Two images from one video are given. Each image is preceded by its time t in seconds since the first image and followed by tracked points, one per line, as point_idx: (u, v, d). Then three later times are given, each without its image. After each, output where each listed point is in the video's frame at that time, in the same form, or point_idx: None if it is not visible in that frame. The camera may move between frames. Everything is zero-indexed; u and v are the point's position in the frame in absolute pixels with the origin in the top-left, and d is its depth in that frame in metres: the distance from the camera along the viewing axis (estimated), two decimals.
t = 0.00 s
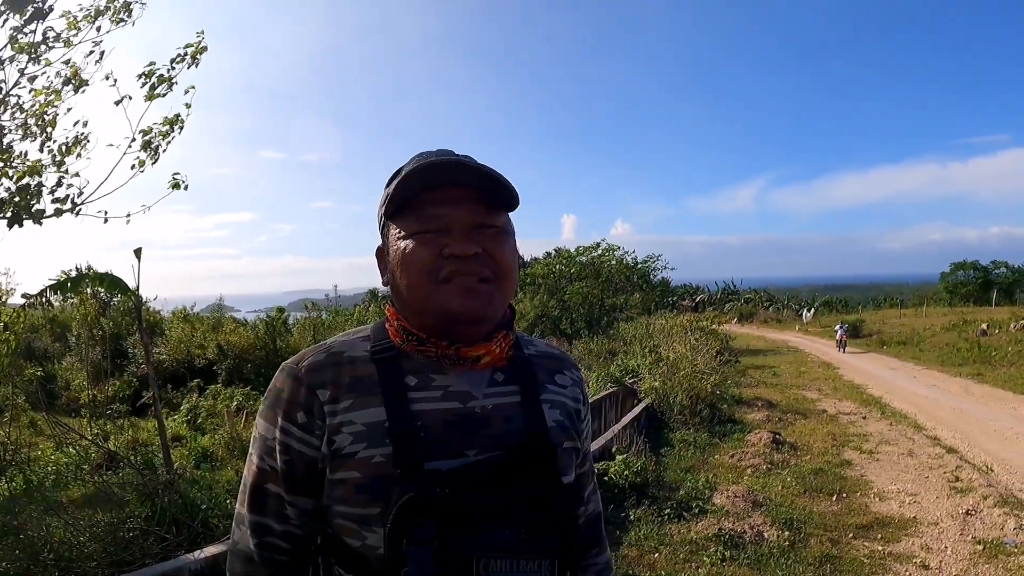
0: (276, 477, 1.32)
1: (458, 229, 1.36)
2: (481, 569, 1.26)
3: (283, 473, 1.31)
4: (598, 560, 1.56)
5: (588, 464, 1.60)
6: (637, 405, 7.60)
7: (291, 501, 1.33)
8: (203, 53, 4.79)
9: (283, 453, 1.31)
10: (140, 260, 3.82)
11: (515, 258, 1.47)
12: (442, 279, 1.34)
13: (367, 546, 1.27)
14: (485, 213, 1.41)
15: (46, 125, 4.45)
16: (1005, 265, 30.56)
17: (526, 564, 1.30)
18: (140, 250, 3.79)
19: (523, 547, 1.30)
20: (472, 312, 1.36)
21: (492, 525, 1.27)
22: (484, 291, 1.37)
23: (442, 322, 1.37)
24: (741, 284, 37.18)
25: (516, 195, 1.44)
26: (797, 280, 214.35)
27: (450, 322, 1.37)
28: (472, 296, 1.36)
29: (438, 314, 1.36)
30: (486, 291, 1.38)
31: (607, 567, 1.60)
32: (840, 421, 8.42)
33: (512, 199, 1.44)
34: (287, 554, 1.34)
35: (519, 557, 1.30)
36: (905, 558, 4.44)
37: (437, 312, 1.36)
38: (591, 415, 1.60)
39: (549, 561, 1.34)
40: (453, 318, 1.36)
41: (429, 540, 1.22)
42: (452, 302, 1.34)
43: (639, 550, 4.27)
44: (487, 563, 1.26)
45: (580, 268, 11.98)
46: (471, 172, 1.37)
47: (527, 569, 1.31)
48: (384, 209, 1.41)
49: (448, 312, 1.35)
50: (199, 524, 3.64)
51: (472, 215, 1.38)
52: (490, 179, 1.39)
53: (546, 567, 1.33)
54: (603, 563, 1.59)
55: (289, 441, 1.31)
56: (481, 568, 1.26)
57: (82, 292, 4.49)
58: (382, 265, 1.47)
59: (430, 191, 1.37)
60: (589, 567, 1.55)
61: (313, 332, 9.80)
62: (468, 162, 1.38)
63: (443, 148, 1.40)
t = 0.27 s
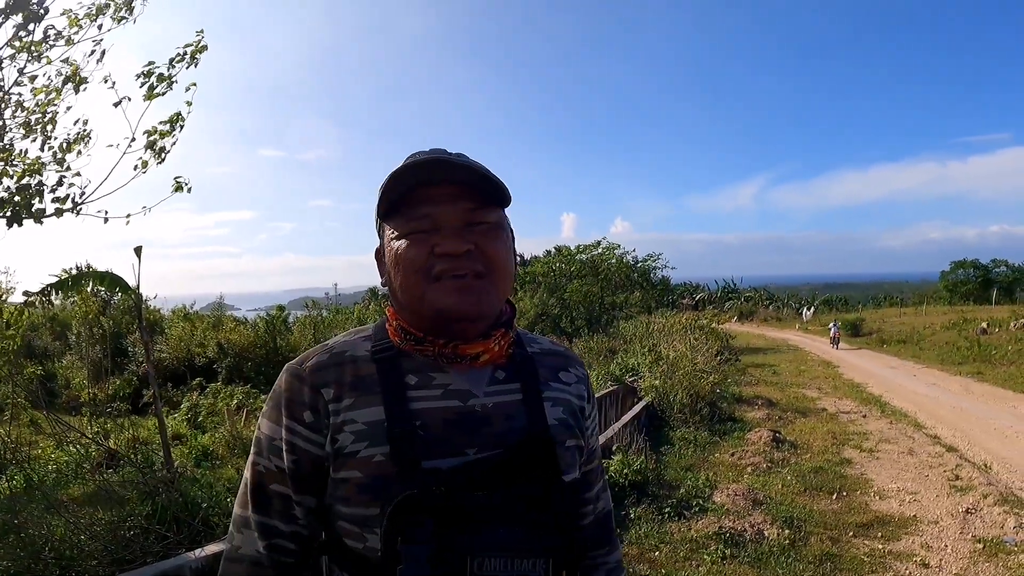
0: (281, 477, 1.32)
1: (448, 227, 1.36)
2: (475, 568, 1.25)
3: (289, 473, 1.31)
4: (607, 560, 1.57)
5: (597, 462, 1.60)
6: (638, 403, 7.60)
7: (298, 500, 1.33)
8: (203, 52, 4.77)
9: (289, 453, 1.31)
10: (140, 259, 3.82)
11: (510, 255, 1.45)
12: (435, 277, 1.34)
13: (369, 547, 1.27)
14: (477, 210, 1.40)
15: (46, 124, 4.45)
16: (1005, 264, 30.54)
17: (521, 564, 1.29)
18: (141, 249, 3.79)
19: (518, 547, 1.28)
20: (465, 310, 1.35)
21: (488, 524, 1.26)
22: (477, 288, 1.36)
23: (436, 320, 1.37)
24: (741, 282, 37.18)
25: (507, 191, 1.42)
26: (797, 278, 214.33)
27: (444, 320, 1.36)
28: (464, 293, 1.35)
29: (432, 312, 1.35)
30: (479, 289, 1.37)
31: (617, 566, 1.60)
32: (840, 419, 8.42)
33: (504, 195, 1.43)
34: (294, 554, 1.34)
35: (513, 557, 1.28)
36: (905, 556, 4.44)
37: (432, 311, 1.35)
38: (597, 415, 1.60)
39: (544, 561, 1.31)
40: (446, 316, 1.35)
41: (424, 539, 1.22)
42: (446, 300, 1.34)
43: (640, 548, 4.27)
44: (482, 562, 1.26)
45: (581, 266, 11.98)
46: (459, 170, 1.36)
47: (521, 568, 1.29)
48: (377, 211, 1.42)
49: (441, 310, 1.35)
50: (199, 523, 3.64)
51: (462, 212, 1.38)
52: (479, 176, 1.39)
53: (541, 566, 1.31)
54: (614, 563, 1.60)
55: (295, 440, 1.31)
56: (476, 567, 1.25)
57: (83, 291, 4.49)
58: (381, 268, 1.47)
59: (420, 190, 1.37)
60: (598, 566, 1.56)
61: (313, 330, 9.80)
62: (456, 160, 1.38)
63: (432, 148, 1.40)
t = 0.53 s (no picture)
0: (277, 472, 1.33)
1: (441, 228, 1.35)
2: (463, 562, 1.22)
3: (284, 467, 1.32)
4: (614, 558, 1.57)
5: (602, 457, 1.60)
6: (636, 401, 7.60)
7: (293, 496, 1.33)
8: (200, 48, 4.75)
9: (284, 448, 1.32)
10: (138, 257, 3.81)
11: (504, 256, 1.45)
12: (428, 277, 1.34)
13: (364, 542, 1.27)
14: (471, 210, 1.39)
15: (43, 122, 4.43)
16: (1003, 263, 30.58)
17: (508, 557, 1.24)
18: (138, 247, 3.78)
19: (505, 540, 1.24)
20: (457, 310, 1.35)
21: (476, 517, 1.24)
22: (469, 289, 1.36)
23: (429, 319, 1.37)
24: (740, 281, 37.19)
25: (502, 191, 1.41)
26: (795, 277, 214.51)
27: (437, 320, 1.37)
28: (456, 295, 1.35)
29: (424, 312, 1.36)
30: (471, 289, 1.37)
31: (627, 564, 1.60)
32: (838, 418, 8.43)
33: (498, 195, 1.42)
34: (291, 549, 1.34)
35: (501, 550, 1.24)
36: (902, 554, 4.45)
37: (425, 311, 1.35)
38: (598, 410, 1.60)
39: (533, 555, 1.25)
40: (439, 316, 1.35)
41: (412, 532, 1.21)
42: (438, 300, 1.34)
43: (638, 546, 4.27)
44: (469, 554, 1.22)
45: (579, 264, 11.97)
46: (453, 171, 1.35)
47: (509, 563, 1.24)
48: (372, 210, 1.42)
49: (433, 312, 1.35)
50: (198, 521, 3.63)
51: (456, 212, 1.37)
52: (473, 176, 1.38)
53: (530, 561, 1.25)
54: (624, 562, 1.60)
55: (289, 436, 1.32)
56: (462, 560, 1.22)
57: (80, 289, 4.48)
58: (375, 265, 1.48)
59: (414, 190, 1.37)
60: (603, 565, 1.56)
61: (311, 329, 9.79)
62: (450, 160, 1.37)
63: (427, 147, 1.40)
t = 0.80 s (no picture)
0: (279, 460, 1.39)
1: (451, 227, 1.36)
2: (444, 557, 1.21)
3: (284, 456, 1.37)
4: (619, 562, 1.59)
5: (609, 460, 1.61)
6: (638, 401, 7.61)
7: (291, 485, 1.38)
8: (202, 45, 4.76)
9: (284, 438, 1.37)
10: (141, 255, 3.82)
11: (512, 258, 1.45)
12: (436, 275, 1.35)
13: (358, 533, 1.30)
14: (481, 210, 1.40)
15: (47, 120, 4.45)
16: (1005, 264, 30.52)
17: (490, 554, 1.22)
18: (141, 244, 3.79)
19: (488, 535, 1.23)
20: (462, 309, 1.36)
21: (464, 512, 1.24)
22: (476, 289, 1.37)
23: (434, 317, 1.38)
24: (742, 281, 37.14)
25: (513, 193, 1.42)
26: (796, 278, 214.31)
27: (442, 318, 1.37)
28: (462, 295, 1.35)
29: (429, 310, 1.37)
30: (478, 289, 1.37)
31: (631, 569, 1.62)
32: (840, 418, 8.43)
33: (509, 198, 1.43)
34: (288, 535, 1.40)
35: (483, 546, 1.23)
36: (904, 555, 4.45)
37: (431, 308, 1.36)
38: (611, 413, 1.62)
39: (514, 552, 1.23)
40: (444, 314, 1.36)
41: (398, 524, 1.22)
42: (445, 298, 1.35)
43: (639, 545, 4.28)
44: (451, 548, 1.21)
45: (581, 263, 11.97)
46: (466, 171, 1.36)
47: (490, 559, 1.22)
48: (383, 206, 1.43)
49: (439, 310, 1.36)
50: (201, 519, 3.69)
51: (466, 212, 1.38)
52: (485, 177, 1.39)
53: (511, 558, 1.23)
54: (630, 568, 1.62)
55: (289, 427, 1.36)
56: (444, 555, 1.21)
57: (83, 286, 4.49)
58: (384, 262, 1.48)
59: (426, 188, 1.38)
60: (608, 567, 1.59)
61: (313, 327, 9.80)
62: (463, 160, 1.38)
63: (441, 146, 1.40)
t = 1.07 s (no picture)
0: (283, 450, 1.41)
1: (463, 222, 1.37)
2: (440, 550, 1.23)
3: (288, 446, 1.39)
4: (625, 562, 1.59)
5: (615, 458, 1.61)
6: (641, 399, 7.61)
7: (293, 475, 1.40)
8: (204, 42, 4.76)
9: (289, 428, 1.39)
10: (146, 252, 3.83)
11: (522, 256, 1.46)
12: (447, 270, 1.35)
13: (359, 525, 1.31)
14: (494, 207, 1.40)
15: (52, 117, 4.46)
16: (1009, 263, 30.45)
17: (486, 549, 1.23)
18: (145, 242, 3.80)
19: (485, 530, 1.24)
20: (471, 304, 1.36)
21: (463, 507, 1.25)
22: (485, 285, 1.37)
23: (443, 311, 1.38)
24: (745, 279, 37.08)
25: (525, 191, 1.43)
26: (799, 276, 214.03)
27: (451, 313, 1.38)
28: (472, 290, 1.36)
29: (438, 304, 1.37)
30: (488, 285, 1.37)
31: (636, 569, 1.62)
32: (843, 416, 8.42)
33: (521, 195, 1.43)
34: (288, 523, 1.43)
35: (480, 541, 1.24)
36: (907, 553, 4.45)
37: (441, 302, 1.37)
38: (617, 413, 1.62)
39: (511, 547, 1.24)
40: (453, 309, 1.37)
41: (397, 517, 1.23)
42: (454, 293, 1.35)
43: (643, 543, 4.28)
44: (447, 542, 1.23)
45: (584, 261, 11.98)
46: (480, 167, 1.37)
47: (486, 554, 1.23)
48: (396, 199, 1.43)
49: (448, 304, 1.36)
50: (205, 515, 3.70)
51: (478, 208, 1.38)
52: (498, 173, 1.39)
53: (508, 554, 1.24)
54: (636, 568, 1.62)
55: (294, 418, 1.38)
56: (440, 549, 1.23)
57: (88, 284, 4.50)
58: (394, 255, 1.49)
59: (440, 182, 1.39)
60: (613, 567, 1.59)
61: (316, 325, 9.81)
62: (478, 155, 1.38)
63: (454, 142, 1.41)
